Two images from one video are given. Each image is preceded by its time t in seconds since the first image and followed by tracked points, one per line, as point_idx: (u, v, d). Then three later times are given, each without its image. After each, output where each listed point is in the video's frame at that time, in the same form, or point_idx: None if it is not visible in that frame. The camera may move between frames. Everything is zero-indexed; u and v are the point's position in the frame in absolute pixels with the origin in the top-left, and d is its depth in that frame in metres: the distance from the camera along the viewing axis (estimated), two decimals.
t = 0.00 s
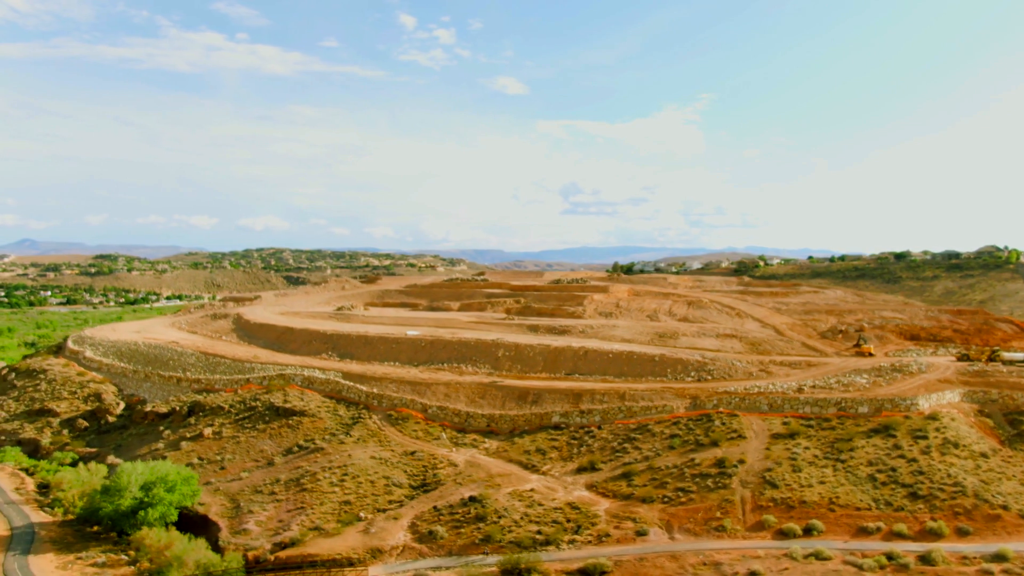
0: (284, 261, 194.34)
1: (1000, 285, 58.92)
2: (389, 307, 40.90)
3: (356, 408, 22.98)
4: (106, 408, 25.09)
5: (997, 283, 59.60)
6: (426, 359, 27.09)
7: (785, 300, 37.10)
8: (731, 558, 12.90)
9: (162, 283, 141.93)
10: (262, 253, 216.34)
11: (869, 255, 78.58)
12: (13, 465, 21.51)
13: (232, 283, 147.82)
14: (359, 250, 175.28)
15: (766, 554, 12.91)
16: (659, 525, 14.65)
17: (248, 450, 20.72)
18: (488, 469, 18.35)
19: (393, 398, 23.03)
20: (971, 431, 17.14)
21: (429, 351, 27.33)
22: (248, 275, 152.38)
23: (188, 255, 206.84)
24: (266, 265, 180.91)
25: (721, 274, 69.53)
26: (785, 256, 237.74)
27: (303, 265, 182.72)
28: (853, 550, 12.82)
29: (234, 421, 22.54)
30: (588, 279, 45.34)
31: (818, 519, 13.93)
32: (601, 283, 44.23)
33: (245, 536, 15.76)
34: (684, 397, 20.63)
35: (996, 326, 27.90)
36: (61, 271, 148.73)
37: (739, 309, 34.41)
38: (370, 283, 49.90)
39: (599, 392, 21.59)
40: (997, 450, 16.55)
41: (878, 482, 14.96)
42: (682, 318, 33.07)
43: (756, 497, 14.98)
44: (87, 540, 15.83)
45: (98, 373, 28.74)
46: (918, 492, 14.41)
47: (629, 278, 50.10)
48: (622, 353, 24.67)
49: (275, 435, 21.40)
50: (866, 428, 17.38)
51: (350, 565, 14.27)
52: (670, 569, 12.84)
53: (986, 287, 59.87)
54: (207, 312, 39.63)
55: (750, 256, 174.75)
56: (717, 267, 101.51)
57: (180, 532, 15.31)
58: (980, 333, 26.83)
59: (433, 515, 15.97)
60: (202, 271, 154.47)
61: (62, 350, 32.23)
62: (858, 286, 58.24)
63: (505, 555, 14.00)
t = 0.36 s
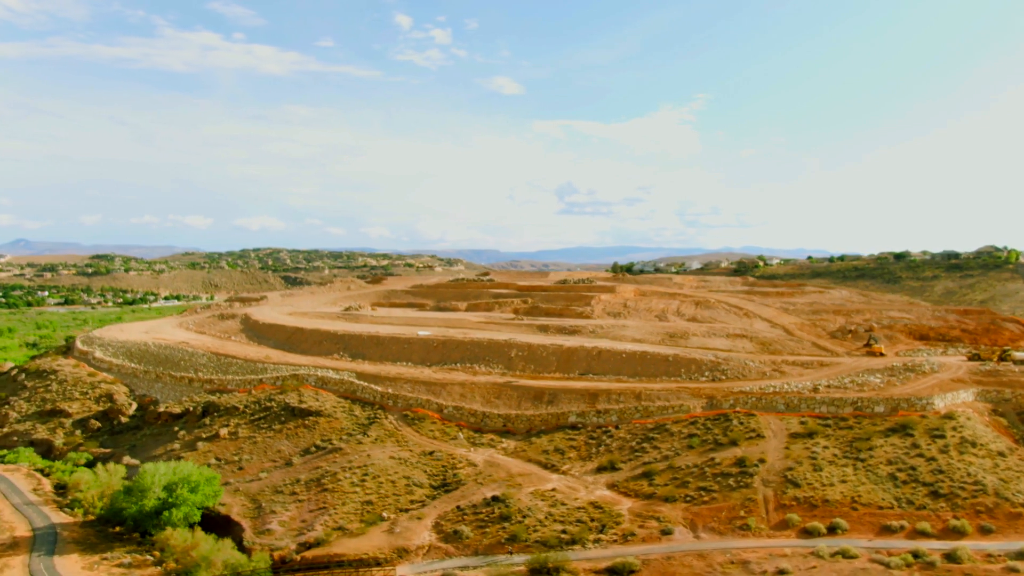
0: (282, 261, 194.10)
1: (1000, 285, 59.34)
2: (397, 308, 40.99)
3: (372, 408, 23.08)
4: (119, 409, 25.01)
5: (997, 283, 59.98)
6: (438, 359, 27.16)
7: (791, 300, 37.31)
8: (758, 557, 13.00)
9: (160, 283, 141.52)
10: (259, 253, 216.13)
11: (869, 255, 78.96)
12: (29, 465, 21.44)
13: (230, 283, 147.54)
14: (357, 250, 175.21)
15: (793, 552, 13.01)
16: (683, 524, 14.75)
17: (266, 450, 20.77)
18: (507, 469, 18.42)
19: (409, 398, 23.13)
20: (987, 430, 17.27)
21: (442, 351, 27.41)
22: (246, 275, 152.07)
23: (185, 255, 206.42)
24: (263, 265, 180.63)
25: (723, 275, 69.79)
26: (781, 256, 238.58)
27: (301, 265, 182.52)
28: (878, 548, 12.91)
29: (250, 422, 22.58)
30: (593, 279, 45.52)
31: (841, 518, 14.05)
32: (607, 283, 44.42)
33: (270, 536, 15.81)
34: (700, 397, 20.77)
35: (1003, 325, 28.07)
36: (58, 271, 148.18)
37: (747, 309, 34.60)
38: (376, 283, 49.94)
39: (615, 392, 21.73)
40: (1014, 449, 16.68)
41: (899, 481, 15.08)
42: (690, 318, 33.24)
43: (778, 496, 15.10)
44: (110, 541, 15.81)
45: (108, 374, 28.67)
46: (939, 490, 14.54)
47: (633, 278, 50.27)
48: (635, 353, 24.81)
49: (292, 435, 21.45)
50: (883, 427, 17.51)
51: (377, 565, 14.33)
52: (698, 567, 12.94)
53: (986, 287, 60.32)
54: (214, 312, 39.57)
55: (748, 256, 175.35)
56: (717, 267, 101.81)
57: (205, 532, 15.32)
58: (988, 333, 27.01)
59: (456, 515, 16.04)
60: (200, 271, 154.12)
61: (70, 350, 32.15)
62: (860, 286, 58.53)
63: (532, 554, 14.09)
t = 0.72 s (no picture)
0: (273, 261, 193.11)
1: (993, 285, 60.20)
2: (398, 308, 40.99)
3: (381, 408, 23.09)
4: (124, 410, 24.84)
5: (989, 283, 60.77)
6: (445, 359, 27.19)
7: (792, 300, 37.58)
8: (779, 554, 13.14)
9: (151, 283, 140.38)
10: (251, 252, 214.82)
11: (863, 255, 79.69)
12: (36, 467, 21.25)
13: (223, 283, 146.64)
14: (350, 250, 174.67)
15: (813, 550, 13.17)
16: (702, 522, 14.90)
17: (277, 451, 20.74)
18: (521, 469, 18.48)
19: (419, 398, 23.16)
20: (995, 428, 17.55)
21: (448, 352, 27.43)
22: (238, 275, 151.22)
23: (175, 255, 204.74)
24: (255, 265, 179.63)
25: (719, 275, 70.20)
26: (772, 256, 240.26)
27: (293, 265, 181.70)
28: (896, 545, 13.09)
29: (259, 422, 22.54)
30: (593, 279, 45.70)
31: (858, 515, 14.24)
32: (607, 283, 44.59)
33: (288, 536, 15.81)
34: (709, 396, 20.94)
35: (1002, 325, 28.50)
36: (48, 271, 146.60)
37: (749, 309, 34.83)
38: (375, 284, 49.85)
39: (625, 392, 21.85)
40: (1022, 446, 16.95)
41: (912, 478, 15.30)
42: (693, 318, 33.40)
43: (794, 494, 15.27)
44: (127, 542, 15.76)
45: (111, 374, 28.52)
46: (952, 488, 14.76)
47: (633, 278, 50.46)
48: (643, 353, 24.95)
49: (303, 435, 21.44)
50: (893, 426, 17.75)
51: (399, 565, 14.39)
52: (720, 565, 13.06)
53: (979, 287, 61.18)
54: (214, 312, 39.38)
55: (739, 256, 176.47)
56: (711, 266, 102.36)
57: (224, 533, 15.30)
58: (988, 333, 27.39)
59: (474, 515, 16.11)
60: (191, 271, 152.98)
61: (71, 350, 31.93)
62: (856, 285, 59.09)
63: (554, 553, 14.17)
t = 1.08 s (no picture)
0: (257, 260, 191.34)
1: (975, 284, 62.62)
2: (391, 308, 40.64)
3: (383, 408, 23.03)
4: (120, 412, 25.00)
5: (971, 282, 63.11)
6: (445, 359, 27.15)
7: (783, 300, 38.00)
8: (791, 551, 13.38)
9: (132, 283, 138.37)
10: (234, 253, 213.17)
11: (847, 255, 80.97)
12: (33, 470, 21.41)
13: (206, 283, 145.09)
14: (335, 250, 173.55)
15: (823, 545, 13.45)
16: (711, 519, 15.13)
17: (280, 451, 20.69)
18: (528, 468, 18.54)
19: (421, 398, 23.10)
20: (992, 425, 18.04)
21: (447, 352, 27.39)
22: (222, 274, 149.70)
23: (156, 254, 202.18)
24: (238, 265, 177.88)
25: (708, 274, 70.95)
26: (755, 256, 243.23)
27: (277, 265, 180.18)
28: (904, 541, 13.44)
29: (261, 423, 22.44)
30: (587, 279, 45.60)
31: (865, 512, 14.60)
32: (600, 283, 44.60)
33: (298, 537, 15.80)
34: (711, 395, 21.20)
35: (990, 324, 29.35)
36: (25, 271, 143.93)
37: (742, 309, 35.13)
38: (367, 283, 49.49)
39: (627, 391, 22.01)
40: (1019, 443, 17.42)
41: (915, 475, 15.69)
42: (688, 318, 33.59)
43: (801, 491, 15.58)
44: (135, 545, 15.71)
45: (105, 375, 28.26)
46: (955, 484, 15.15)
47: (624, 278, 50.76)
48: (642, 352, 25.13)
49: (306, 436, 21.37)
50: (894, 424, 18.18)
51: (413, 565, 14.44)
52: (734, 562, 13.26)
53: (962, 286, 63.27)
54: (206, 312, 39.04)
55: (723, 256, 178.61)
56: (698, 266, 103.31)
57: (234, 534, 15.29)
58: (977, 332, 28.17)
59: (485, 514, 16.19)
60: (173, 271, 150.92)
61: (63, 351, 31.67)
62: (842, 285, 60.26)
63: (568, 551, 14.30)
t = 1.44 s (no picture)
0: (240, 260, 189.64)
1: (957, 284, 64.65)
2: (384, 308, 40.05)
3: (385, 408, 22.95)
4: (117, 413, 25.10)
5: (953, 283, 65.00)
6: (444, 359, 27.11)
7: (775, 299, 38.35)
8: (802, 547, 13.70)
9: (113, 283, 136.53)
10: (216, 252, 210.98)
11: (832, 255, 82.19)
12: (31, 472, 21.73)
13: (189, 283, 143.47)
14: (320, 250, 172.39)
15: (833, 541, 13.80)
16: (721, 517, 15.40)
17: (284, 452, 20.69)
18: (535, 467, 18.63)
19: (422, 398, 23.04)
20: (989, 423, 18.64)
21: (446, 352, 27.32)
22: (205, 274, 148.03)
23: (138, 254, 199.76)
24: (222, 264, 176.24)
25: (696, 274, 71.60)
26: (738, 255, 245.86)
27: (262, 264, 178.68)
28: (911, 536, 13.84)
29: (262, 424, 22.39)
30: (580, 279, 45.45)
31: (871, 508, 15.06)
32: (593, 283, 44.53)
33: (309, 538, 15.85)
34: (713, 394, 21.47)
35: (978, 322, 30.32)
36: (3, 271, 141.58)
37: (735, 309, 35.37)
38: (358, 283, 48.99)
39: (630, 390, 22.18)
40: (1015, 440, 17.98)
41: (918, 472, 16.22)
42: (682, 318, 33.72)
43: (807, 488, 15.98)
44: (144, 547, 15.88)
45: (99, 377, 28.42)
46: (957, 480, 15.66)
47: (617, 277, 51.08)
48: (642, 351, 25.30)
49: (309, 436, 21.34)
50: (894, 421, 18.77)
51: (428, 564, 14.48)
52: (747, 558, 13.51)
53: (945, 285, 65.37)
54: (198, 312, 38.99)
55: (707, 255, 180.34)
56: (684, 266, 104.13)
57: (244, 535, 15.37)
58: (966, 331, 29.14)
59: (495, 513, 16.27)
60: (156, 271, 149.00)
61: (55, 352, 31.79)
62: (828, 284, 61.51)
63: (581, 549, 14.44)
